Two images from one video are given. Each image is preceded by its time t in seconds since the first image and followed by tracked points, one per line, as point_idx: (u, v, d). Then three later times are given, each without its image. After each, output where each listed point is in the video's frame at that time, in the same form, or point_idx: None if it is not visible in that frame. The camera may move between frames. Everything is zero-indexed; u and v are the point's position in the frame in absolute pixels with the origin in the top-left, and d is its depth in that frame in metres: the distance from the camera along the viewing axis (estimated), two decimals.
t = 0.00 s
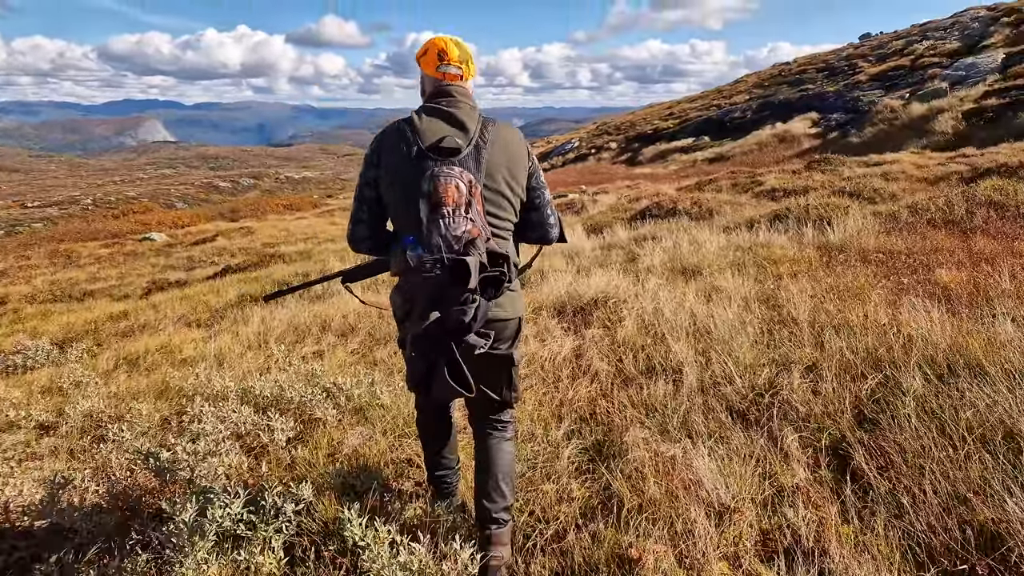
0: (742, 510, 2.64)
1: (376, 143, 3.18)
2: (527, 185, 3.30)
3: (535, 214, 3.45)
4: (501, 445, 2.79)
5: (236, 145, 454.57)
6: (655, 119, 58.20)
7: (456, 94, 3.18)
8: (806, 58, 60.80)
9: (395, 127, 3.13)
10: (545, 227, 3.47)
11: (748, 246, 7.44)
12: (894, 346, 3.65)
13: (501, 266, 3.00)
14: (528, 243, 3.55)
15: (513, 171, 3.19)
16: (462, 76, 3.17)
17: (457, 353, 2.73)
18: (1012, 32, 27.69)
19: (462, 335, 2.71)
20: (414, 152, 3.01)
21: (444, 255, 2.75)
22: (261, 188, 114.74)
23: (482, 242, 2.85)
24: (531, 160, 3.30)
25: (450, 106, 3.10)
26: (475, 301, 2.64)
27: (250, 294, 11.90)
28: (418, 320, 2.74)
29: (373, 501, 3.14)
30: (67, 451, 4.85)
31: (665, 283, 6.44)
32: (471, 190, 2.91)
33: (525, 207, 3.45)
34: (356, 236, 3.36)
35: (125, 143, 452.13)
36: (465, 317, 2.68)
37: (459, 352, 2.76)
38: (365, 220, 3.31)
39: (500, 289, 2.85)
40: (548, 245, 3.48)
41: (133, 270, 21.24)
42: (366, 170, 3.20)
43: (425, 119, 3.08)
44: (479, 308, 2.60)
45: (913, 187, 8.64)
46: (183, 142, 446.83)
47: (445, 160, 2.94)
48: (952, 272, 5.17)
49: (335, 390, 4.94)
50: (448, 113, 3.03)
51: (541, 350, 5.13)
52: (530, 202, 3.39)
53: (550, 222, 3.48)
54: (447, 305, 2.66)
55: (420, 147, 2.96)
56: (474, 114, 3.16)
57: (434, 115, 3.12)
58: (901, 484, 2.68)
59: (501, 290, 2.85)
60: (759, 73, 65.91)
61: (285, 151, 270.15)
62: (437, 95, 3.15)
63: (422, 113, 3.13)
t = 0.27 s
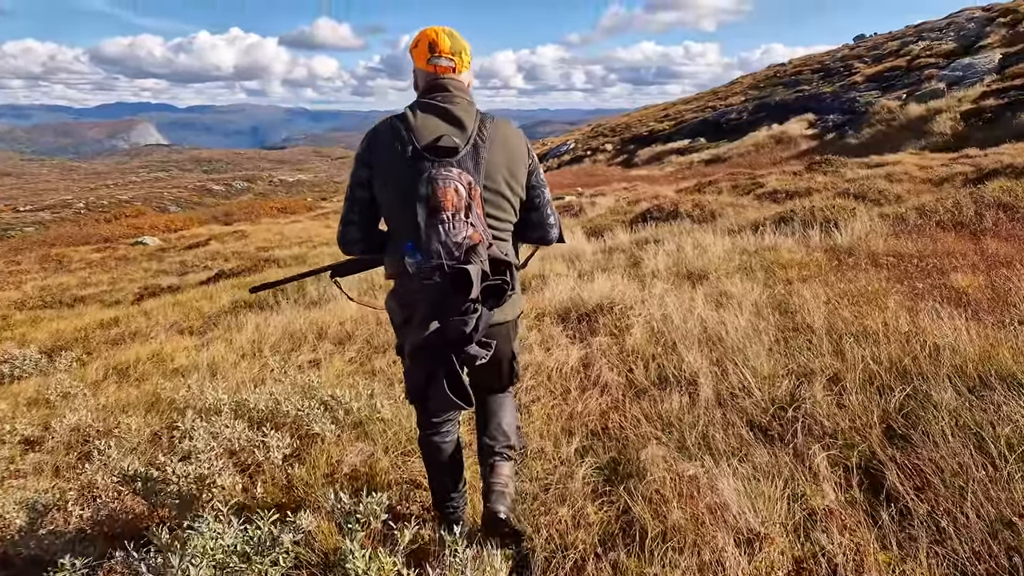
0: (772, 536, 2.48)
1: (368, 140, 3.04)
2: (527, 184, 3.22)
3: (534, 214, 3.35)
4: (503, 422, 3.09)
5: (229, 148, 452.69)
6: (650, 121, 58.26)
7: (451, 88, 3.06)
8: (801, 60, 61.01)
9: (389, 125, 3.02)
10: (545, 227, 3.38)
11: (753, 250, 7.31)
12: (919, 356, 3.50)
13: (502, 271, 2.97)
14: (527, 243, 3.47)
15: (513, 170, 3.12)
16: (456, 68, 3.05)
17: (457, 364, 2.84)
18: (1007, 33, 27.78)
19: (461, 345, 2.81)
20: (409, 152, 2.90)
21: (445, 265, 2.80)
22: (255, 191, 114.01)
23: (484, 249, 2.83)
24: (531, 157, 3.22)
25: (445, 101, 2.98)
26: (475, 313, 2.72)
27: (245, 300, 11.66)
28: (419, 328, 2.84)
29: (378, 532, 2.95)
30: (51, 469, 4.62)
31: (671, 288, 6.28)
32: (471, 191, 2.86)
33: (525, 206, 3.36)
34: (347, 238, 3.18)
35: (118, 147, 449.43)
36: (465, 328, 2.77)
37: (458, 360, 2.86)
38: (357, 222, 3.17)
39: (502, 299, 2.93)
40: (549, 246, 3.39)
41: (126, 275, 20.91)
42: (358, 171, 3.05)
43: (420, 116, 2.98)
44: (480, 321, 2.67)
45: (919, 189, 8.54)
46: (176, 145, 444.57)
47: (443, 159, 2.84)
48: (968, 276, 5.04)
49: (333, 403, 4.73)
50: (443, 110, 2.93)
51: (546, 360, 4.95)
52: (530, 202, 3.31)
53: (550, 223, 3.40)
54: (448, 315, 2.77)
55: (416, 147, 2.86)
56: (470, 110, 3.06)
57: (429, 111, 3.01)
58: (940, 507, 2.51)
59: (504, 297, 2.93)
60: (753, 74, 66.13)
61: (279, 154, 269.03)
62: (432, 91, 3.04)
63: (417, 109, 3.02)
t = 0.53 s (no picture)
0: (782, 561, 2.33)
1: (348, 138, 2.99)
2: (516, 186, 3.15)
3: (523, 217, 3.28)
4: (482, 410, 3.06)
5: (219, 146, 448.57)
6: (643, 122, 58.34)
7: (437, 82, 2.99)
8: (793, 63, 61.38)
9: (371, 121, 2.95)
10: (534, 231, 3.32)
11: (750, 253, 7.21)
12: (927, 365, 3.37)
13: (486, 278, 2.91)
14: (515, 245, 3.42)
15: (501, 171, 3.08)
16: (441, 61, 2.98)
17: (438, 375, 2.74)
18: (997, 36, 27.96)
19: (443, 356, 2.72)
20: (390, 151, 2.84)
21: (427, 271, 2.72)
22: (245, 191, 112.92)
23: (468, 255, 2.76)
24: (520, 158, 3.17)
25: (430, 97, 2.92)
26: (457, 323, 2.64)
27: (231, 302, 11.38)
28: (398, 337, 2.74)
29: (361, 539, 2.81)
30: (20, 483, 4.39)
31: (668, 292, 6.14)
32: (454, 193, 2.78)
33: (513, 208, 3.30)
34: (325, 237, 3.15)
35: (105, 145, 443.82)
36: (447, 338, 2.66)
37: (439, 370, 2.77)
38: (336, 222, 3.13)
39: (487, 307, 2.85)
40: (536, 249, 3.34)
41: (111, 276, 20.44)
42: (337, 169, 3.00)
43: (403, 112, 2.91)
44: (464, 330, 2.59)
45: (916, 192, 8.48)
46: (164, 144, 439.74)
47: (425, 160, 2.78)
48: (971, 281, 4.94)
49: (318, 413, 4.55)
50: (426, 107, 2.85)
51: (541, 367, 4.80)
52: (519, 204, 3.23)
53: (539, 226, 3.32)
54: (430, 324, 2.68)
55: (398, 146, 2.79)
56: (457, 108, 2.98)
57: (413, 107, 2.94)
58: (958, 527, 2.37)
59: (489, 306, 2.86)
60: (745, 77, 66.44)
61: (270, 153, 266.86)
62: (416, 86, 2.97)
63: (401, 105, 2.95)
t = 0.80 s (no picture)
0: None
1: (312, 132, 2.71)
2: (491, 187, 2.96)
3: (497, 218, 3.11)
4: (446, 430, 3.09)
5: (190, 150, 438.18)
6: (620, 124, 58.82)
7: (408, 76, 2.78)
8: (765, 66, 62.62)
9: (338, 115, 2.69)
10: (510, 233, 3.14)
11: (733, 252, 7.13)
12: (924, 368, 3.25)
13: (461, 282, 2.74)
14: (489, 248, 3.23)
15: (476, 171, 2.87)
16: (413, 55, 2.75)
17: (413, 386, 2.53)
18: (962, 39, 28.80)
19: (418, 366, 2.52)
20: (359, 147, 2.61)
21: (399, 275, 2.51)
22: (218, 195, 110.30)
23: (443, 258, 2.58)
24: (496, 158, 2.97)
25: (401, 92, 2.71)
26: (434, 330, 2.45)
27: (198, 310, 10.87)
28: (369, 347, 2.50)
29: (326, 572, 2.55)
30: None
31: (652, 294, 5.98)
32: (429, 193, 2.61)
33: (488, 210, 3.11)
34: (286, 240, 2.82)
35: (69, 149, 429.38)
36: (423, 347, 2.45)
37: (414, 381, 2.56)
38: (300, 223, 2.82)
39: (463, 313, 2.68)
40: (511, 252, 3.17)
41: (72, 285, 19.52)
42: (301, 166, 2.72)
43: (373, 106, 2.68)
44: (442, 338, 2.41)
45: (893, 190, 8.54)
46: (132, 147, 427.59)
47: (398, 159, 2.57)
48: (957, 278, 4.90)
49: (285, 430, 4.24)
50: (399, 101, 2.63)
51: (523, 375, 4.58)
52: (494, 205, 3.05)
53: (515, 228, 3.16)
54: (402, 331, 2.46)
55: (369, 143, 2.56)
56: (430, 105, 2.76)
57: (383, 102, 2.72)
58: (970, 542, 2.22)
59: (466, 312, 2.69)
60: (719, 79, 67.57)
61: (243, 156, 261.50)
62: (386, 81, 2.74)
63: (370, 99, 2.72)
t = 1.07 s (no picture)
0: None
1: (273, 151, 2.54)
2: (458, 216, 2.89)
3: (462, 248, 3.04)
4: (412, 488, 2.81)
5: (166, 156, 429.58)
6: (601, 129, 59.10)
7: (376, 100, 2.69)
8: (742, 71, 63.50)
9: (302, 135, 2.54)
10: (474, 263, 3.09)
11: (717, 259, 6.99)
12: (922, 385, 3.09)
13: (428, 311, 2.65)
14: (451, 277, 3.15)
15: (444, 200, 2.81)
16: (382, 76, 2.67)
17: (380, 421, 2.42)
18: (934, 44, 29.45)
19: (385, 401, 2.41)
20: (325, 171, 2.47)
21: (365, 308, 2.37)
22: (195, 202, 108.09)
23: (411, 287, 2.48)
24: (463, 188, 2.93)
25: (370, 116, 2.61)
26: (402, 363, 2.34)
27: (163, 323, 10.35)
28: (332, 380, 2.37)
29: None
30: None
31: (635, 304, 5.79)
32: (397, 222, 2.48)
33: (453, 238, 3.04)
34: (241, 262, 2.63)
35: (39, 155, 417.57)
36: (391, 381, 2.34)
37: (380, 416, 2.44)
38: (257, 245, 2.63)
39: (430, 342, 2.59)
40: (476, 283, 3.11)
41: (33, 297, 18.63)
42: (259, 186, 2.55)
43: (340, 129, 2.55)
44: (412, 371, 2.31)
45: (874, 196, 8.53)
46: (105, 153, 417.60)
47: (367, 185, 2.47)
48: (946, 286, 4.80)
49: (244, 460, 3.91)
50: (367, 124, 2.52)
51: (502, 394, 4.32)
52: (460, 235, 2.99)
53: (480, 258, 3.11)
54: (368, 365, 2.35)
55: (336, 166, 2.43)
56: (398, 130, 2.68)
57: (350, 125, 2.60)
58: None
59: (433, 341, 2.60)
60: (698, 84, 68.39)
61: (221, 162, 257.20)
62: (353, 104, 2.64)
63: (335, 121, 2.59)
